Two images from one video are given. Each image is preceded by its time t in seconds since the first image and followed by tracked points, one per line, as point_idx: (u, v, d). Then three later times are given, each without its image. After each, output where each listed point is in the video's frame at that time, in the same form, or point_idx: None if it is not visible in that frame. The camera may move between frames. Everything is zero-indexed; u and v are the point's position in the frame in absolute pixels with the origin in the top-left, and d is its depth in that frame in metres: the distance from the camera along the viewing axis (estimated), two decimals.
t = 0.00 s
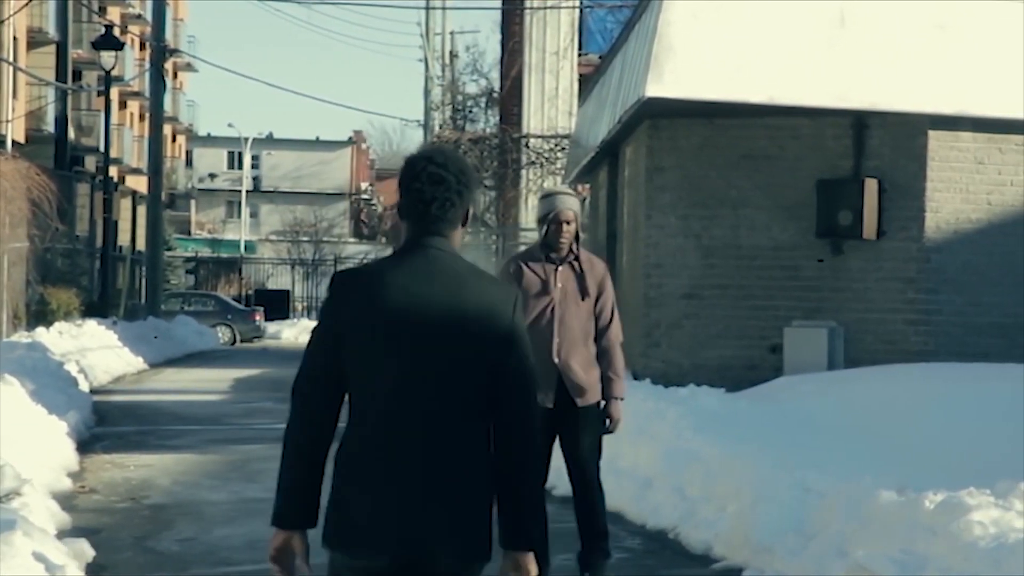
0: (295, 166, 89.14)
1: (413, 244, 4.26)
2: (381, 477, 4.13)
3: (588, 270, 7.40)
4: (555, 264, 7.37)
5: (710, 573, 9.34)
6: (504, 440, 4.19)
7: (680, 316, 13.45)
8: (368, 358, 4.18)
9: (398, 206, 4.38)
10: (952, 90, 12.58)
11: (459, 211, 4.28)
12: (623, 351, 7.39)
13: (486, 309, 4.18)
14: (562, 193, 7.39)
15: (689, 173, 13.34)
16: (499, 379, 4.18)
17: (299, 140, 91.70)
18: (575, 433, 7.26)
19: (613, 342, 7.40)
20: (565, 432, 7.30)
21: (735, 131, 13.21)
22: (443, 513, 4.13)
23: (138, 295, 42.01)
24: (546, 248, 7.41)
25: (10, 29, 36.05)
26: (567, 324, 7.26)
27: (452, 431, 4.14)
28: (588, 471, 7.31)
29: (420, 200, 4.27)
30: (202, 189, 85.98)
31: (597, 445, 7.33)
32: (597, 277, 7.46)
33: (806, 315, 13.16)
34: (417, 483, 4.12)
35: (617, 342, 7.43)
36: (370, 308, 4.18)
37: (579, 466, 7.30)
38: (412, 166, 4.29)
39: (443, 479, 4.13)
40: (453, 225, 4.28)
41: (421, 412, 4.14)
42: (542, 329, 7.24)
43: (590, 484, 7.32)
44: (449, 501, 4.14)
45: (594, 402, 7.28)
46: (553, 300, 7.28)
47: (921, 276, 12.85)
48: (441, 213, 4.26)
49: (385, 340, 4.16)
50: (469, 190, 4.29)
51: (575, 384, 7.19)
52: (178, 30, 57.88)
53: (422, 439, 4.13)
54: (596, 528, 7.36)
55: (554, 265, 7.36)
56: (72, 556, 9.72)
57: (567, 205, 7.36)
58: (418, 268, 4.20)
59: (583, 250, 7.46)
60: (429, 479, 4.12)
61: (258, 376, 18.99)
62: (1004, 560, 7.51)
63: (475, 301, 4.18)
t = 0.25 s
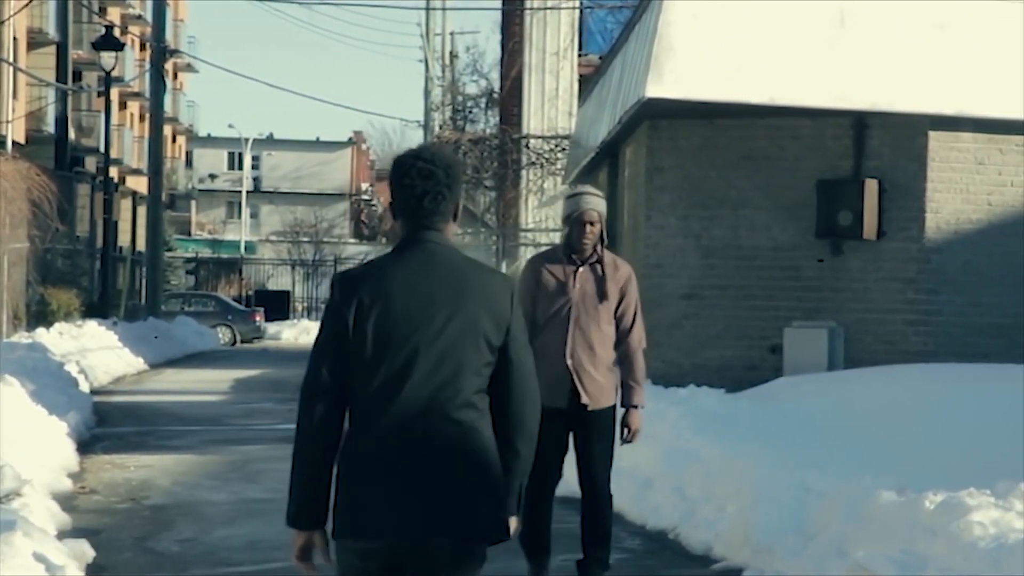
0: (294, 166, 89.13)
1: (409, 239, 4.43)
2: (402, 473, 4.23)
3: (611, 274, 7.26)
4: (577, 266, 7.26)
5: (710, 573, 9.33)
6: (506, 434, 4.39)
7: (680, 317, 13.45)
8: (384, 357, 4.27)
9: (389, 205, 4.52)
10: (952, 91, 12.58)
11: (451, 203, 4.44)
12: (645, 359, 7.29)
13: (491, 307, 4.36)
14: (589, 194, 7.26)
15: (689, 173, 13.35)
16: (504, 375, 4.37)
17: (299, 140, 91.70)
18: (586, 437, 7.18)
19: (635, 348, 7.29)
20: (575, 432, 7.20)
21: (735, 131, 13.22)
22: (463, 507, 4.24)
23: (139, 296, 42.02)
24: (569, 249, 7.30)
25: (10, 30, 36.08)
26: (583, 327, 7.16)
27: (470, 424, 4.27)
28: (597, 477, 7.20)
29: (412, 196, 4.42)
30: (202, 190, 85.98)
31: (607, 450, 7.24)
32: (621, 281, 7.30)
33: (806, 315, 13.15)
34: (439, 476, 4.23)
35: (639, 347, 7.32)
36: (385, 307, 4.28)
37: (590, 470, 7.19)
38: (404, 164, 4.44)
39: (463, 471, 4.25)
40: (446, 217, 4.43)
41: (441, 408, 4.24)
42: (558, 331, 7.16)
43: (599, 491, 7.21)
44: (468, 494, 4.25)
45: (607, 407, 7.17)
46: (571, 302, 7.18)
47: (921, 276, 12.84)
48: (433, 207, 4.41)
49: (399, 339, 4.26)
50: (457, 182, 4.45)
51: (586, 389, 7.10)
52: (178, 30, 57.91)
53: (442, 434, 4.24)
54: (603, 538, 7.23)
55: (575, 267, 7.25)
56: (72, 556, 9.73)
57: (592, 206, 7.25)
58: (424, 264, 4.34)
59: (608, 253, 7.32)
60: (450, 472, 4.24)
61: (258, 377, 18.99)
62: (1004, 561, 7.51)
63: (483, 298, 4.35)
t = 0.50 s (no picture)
0: (294, 167, 89.18)
1: (387, 245, 4.43)
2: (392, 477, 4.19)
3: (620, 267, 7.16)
4: (586, 261, 7.18)
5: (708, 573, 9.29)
6: (493, 433, 4.39)
7: (679, 317, 13.43)
8: (370, 362, 4.26)
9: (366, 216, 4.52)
10: (950, 91, 12.57)
11: (427, 207, 4.44)
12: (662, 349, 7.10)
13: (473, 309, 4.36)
14: (597, 188, 7.17)
15: (687, 173, 13.35)
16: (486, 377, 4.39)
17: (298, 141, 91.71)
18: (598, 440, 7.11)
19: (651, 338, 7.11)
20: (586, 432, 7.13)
21: (733, 131, 13.22)
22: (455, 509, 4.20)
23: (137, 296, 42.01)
24: (579, 244, 7.22)
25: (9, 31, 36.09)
26: (591, 322, 7.09)
27: (457, 427, 4.26)
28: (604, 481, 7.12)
29: (387, 204, 4.41)
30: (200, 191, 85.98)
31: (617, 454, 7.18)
32: (630, 274, 7.17)
33: (805, 315, 13.14)
34: (430, 478, 4.19)
35: (655, 338, 7.13)
36: (369, 312, 4.28)
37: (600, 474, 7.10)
38: (378, 172, 4.45)
39: (454, 474, 4.22)
40: (422, 222, 4.43)
41: (428, 410, 4.23)
42: (568, 328, 7.11)
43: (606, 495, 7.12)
44: (459, 496, 4.22)
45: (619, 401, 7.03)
46: (579, 297, 7.13)
47: (920, 277, 12.83)
48: (408, 213, 4.41)
49: (385, 343, 4.26)
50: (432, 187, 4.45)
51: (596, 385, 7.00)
52: (175, 31, 57.93)
53: (430, 436, 4.22)
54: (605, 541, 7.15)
55: (584, 262, 7.18)
56: (69, 557, 9.73)
57: (600, 201, 7.12)
58: (405, 269, 4.34)
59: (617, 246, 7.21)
60: (440, 474, 4.20)
61: (255, 377, 19.00)
62: (1003, 561, 7.51)
63: (464, 300, 4.35)
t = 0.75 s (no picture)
0: (288, 167, 89.14)
1: (381, 234, 4.56)
2: (371, 460, 4.34)
3: (614, 267, 7.13)
4: (580, 264, 7.16)
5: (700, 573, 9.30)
6: (475, 418, 4.47)
7: (672, 316, 13.42)
8: (355, 347, 4.42)
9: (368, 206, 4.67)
10: (943, 91, 12.57)
11: (422, 197, 4.55)
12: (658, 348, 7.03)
13: (458, 297, 4.43)
14: (588, 191, 7.17)
15: (679, 173, 13.34)
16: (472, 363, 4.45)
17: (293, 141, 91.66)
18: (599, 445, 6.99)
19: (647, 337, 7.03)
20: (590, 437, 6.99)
21: (726, 131, 13.22)
22: (429, 491, 4.33)
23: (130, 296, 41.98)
24: (572, 249, 7.20)
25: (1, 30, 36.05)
26: (588, 325, 7.05)
27: (436, 411, 4.38)
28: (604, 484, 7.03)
29: (383, 194, 4.55)
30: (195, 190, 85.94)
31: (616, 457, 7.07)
32: (625, 275, 7.15)
33: (797, 315, 13.14)
34: (407, 460, 4.33)
35: (652, 337, 7.05)
36: (356, 298, 4.44)
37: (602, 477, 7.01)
38: (377, 162, 4.59)
39: (425, 457, 4.34)
40: (417, 211, 4.55)
41: (408, 394, 4.37)
42: (566, 333, 7.04)
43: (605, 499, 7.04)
44: (435, 480, 4.34)
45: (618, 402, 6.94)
46: (575, 300, 7.08)
47: (912, 276, 12.84)
48: (403, 202, 4.53)
49: (365, 326, 4.41)
50: (427, 177, 4.56)
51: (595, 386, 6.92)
52: (168, 31, 57.93)
53: (408, 420, 4.35)
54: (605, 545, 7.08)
55: (578, 266, 7.15)
56: (62, 557, 9.73)
57: (591, 202, 7.13)
58: (391, 257, 4.47)
59: (611, 248, 7.20)
60: (417, 457, 4.34)
61: (246, 377, 19.00)
62: (993, 560, 7.51)
63: (448, 289, 4.43)
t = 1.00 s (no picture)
0: (280, 168, 89.09)
1: (389, 242, 4.56)
2: (365, 462, 4.31)
3: (603, 268, 6.91)
4: (567, 265, 6.92)
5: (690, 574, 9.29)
6: (465, 430, 4.46)
7: (661, 316, 13.41)
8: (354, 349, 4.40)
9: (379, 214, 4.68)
10: (933, 92, 12.56)
11: (431, 207, 4.56)
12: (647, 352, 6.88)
13: (460, 308, 4.43)
14: (573, 189, 6.93)
15: (669, 173, 13.34)
16: (470, 375, 4.45)
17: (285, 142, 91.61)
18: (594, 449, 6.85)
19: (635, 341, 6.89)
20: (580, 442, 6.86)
21: (715, 131, 13.23)
22: (420, 497, 4.31)
23: (119, 297, 41.92)
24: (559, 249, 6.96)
25: None
26: (579, 327, 6.81)
27: (431, 419, 4.36)
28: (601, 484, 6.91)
29: (394, 202, 4.55)
30: (187, 192, 85.86)
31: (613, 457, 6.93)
32: (614, 275, 6.95)
33: (786, 315, 13.16)
34: (401, 464, 4.32)
35: (640, 340, 6.91)
36: (358, 302, 4.43)
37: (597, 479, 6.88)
38: (390, 172, 4.61)
39: (415, 463, 4.32)
40: (426, 221, 4.55)
41: (405, 399, 4.35)
42: (557, 337, 6.82)
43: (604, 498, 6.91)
44: (426, 486, 4.32)
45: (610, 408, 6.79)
46: (565, 303, 6.84)
47: (901, 276, 12.84)
48: (413, 211, 4.53)
49: (366, 329, 4.40)
50: (438, 189, 4.58)
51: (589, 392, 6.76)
52: (157, 32, 57.91)
53: (405, 425, 4.33)
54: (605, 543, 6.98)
55: (566, 266, 6.92)
56: (51, 558, 9.71)
57: (575, 201, 6.89)
58: (396, 264, 4.47)
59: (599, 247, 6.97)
60: (410, 462, 4.32)
61: (234, 377, 19.00)
62: (982, 560, 7.51)
63: (450, 299, 4.42)
